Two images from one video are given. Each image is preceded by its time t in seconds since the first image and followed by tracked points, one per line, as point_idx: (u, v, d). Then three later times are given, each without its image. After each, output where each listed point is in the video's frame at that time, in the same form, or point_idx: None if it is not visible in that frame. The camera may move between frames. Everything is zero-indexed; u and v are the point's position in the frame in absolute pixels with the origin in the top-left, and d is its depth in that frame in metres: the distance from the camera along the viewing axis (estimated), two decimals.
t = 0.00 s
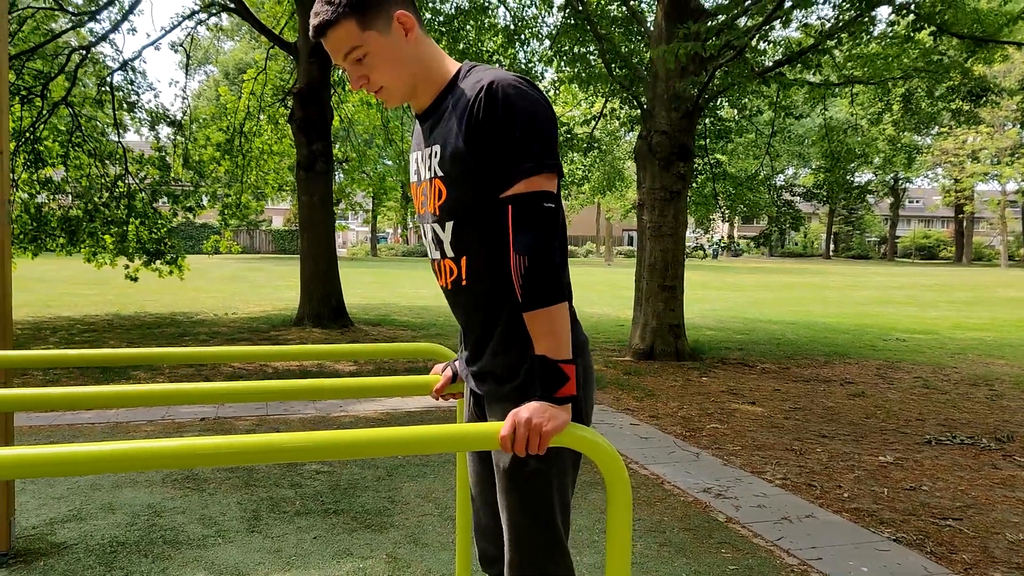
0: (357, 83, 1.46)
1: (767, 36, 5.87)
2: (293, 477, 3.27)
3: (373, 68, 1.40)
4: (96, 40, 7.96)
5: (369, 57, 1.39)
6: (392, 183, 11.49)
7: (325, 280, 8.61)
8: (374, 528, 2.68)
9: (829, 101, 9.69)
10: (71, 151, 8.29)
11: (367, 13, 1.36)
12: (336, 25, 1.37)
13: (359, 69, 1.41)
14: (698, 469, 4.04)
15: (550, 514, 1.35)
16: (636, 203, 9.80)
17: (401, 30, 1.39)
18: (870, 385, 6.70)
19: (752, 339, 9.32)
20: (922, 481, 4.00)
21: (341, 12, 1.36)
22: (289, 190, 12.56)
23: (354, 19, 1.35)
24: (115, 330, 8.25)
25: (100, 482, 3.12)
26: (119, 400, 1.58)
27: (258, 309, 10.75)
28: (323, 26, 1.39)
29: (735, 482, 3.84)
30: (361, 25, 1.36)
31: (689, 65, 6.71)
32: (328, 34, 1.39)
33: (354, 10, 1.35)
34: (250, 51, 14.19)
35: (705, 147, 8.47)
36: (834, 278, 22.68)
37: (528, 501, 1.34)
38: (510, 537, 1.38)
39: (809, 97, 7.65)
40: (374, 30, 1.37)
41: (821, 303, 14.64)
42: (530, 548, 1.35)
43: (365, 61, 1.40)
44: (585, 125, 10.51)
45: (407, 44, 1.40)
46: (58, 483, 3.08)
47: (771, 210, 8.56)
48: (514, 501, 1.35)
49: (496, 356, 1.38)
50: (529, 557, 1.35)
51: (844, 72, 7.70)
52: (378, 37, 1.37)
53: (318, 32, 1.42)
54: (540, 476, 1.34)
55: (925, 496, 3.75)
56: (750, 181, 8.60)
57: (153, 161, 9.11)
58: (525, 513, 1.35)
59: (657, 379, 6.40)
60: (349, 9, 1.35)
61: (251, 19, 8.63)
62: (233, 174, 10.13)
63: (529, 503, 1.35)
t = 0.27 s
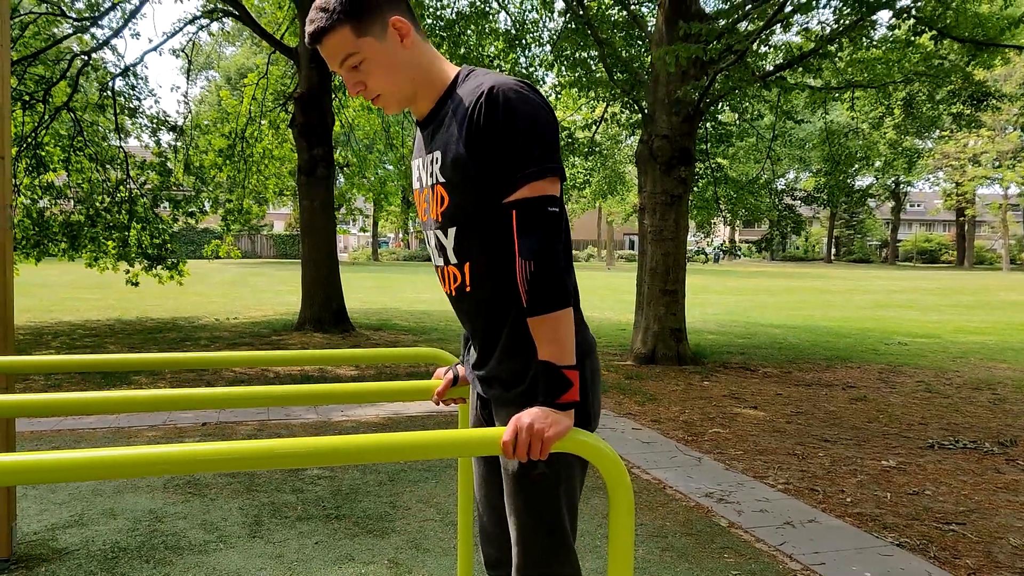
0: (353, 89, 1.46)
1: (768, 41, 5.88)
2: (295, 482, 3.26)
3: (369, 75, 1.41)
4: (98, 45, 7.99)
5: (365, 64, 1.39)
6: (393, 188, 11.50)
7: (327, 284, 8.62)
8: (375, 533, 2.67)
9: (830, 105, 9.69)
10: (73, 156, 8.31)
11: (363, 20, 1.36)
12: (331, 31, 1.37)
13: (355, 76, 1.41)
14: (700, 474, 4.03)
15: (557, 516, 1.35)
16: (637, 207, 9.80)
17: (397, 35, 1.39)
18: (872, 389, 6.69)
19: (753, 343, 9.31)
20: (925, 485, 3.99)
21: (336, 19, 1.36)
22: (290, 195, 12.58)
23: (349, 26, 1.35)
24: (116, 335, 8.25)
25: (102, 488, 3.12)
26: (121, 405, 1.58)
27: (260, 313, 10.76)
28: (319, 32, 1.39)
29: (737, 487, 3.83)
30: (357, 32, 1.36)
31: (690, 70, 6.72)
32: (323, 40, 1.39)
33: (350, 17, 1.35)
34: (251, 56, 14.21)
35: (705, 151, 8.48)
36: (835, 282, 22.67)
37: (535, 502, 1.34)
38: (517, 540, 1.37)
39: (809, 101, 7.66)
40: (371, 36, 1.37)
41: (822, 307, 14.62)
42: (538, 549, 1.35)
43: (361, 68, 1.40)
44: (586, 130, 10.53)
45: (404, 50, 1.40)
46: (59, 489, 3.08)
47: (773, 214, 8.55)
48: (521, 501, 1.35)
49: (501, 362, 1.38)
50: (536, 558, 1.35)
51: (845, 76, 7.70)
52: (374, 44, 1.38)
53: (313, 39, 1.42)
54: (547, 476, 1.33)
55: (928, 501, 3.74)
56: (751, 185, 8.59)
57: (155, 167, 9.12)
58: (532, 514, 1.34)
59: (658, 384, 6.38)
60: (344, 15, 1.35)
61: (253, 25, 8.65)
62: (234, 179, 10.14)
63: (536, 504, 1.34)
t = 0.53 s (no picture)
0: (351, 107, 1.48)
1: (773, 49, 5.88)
2: (300, 489, 3.26)
3: (366, 91, 1.42)
4: (107, 53, 8.05)
5: (361, 80, 1.41)
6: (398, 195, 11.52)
7: (332, 291, 8.63)
8: (380, 541, 2.66)
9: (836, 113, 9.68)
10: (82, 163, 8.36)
11: (358, 37, 1.38)
12: (327, 49, 1.39)
13: (351, 92, 1.43)
14: (706, 483, 4.01)
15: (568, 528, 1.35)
16: (642, 215, 9.79)
17: (392, 50, 1.40)
18: (880, 398, 6.65)
19: (759, 351, 9.27)
20: (933, 495, 3.96)
21: (331, 37, 1.38)
22: (296, 202, 12.62)
23: (344, 43, 1.37)
24: (122, 341, 8.27)
25: (108, 493, 3.12)
26: (127, 413, 1.58)
27: (266, 320, 10.78)
28: (315, 51, 1.41)
29: (744, 496, 3.81)
30: (352, 49, 1.38)
31: (696, 77, 6.73)
32: (319, 59, 1.41)
33: (345, 34, 1.37)
34: (259, 64, 14.30)
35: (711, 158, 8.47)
36: (841, 290, 22.58)
37: (545, 515, 1.34)
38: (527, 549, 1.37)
39: (815, 109, 7.65)
40: (366, 53, 1.39)
41: (829, 315, 14.56)
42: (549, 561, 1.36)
43: (356, 84, 1.41)
44: (592, 137, 10.55)
45: (400, 65, 1.42)
46: (66, 495, 3.08)
47: (779, 221, 8.53)
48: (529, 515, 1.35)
49: (507, 373, 1.37)
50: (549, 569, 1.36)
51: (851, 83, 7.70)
52: (370, 60, 1.39)
53: (310, 58, 1.44)
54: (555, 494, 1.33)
55: (937, 511, 3.71)
56: (757, 193, 8.56)
57: (162, 173, 9.16)
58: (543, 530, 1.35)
59: (664, 392, 6.36)
60: (339, 33, 1.37)
61: (260, 33, 8.71)
62: (241, 186, 10.19)
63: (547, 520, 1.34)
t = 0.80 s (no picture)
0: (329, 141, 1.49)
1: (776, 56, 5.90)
2: (303, 496, 3.25)
3: (340, 123, 1.43)
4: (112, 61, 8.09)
5: (334, 113, 1.42)
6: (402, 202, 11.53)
7: (336, 298, 8.64)
8: (383, 548, 2.66)
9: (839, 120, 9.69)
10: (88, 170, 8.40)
11: (327, 70, 1.39)
12: (298, 86, 1.40)
13: (326, 126, 1.44)
14: (710, 490, 4.00)
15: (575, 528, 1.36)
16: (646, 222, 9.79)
17: (362, 80, 1.41)
18: (884, 405, 6.62)
19: (763, 358, 9.25)
20: (938, 503, 3.94)
21: (300, 74, 1.39)
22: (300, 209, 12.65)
23: (314, 78, 1.38)
24: (126, 348, 8.29)
25: (111, 500, 3.12)
26: (130, 419, 1.58)
27: (269, 327, 10.80)
28: (287, 89, 1.42)
29: (748, 503, 3.79)
30: (322, 83, 1.39)
31: (699, 84, 6.75)
32: (291, 96, 1.42)
33: (314, 69, 1.38)
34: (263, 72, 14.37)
35: (715, 165, 8.48)
36: (845, 297, 22.54)
37: (551, 515, 1.35)
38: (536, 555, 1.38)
39: (819, 116, 7.67)
40: (337, 86, 1.40)
41: (832, 322, 14.53)
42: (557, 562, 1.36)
43: (330, 118, 1.42)
44: (595, 144, 10.56)
45: (373, 94, 1.42)
46: (69, 502, 3.08)
47: (782, 228, 8.53)
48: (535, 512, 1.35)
49: (515, 383, 1.38)
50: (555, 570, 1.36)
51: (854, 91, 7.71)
52: (341, 92, 1.40)
53: (283, 95, 1.45)
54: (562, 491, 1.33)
55: (941, 519, 3.69)
56: (760, 200, 8.55)
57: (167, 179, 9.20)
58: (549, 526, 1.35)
59: (668, 399, 6.35)
60: (308, 70, 1.39)
61: (265, 41, 8.76)
62: (244, 192, 10.22)
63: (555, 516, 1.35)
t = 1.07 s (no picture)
0: (319, 161, 1.48)
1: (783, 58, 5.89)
2: (311, 499, 3.25)
3: (332, 143, 1.43)
4: (120, 67, 8.14)
5: (324, 133, 1.42)
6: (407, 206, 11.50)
7: (343, 301, 8.66)
8: (390, 551, 2.66)
9: (846, 122, 9.66)
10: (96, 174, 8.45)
11: (316, 89, 1.39)
12: (289, 106, 1.39)
13: (317, 146, 1.43)
14: (717, 493, 3.98)
15: (589, 529, 1.35)
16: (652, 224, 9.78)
17: (353, 98, 1.42)
18: (892, 408, 6.59)
19: (770, 360, 9.21)
20: (947, 506, 3.91)
21: (289, 94, 1.38)
22: (307, 212, 12.69)
23: (303, 98, 1.38)
24: (134, 351, 8.32)
25: (119, 503, 3.13)
26: (138, 423, 1.59)
27: (276, 330, 10.83)
28: (276, 110, 1.41)
29: (756, 506, 3.78)
30: (312, 103, 1.39)
31: (705, 87, 6.74)
32: (280, 116, 1.42)
33: (302, 89, 1.38)
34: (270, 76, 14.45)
35: (721, 168, 8.47)
36: (852, 299, 22.45)
37: (561, 516, 1.35)
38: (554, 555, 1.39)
39: (825, 117, 7.65)
40: (327, 105, 1.40)
41: (839, 324, 14.47)
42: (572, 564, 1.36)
43: (321, 137, 1.42)
44: (601, 147, 10.56)
45: (363, 112, 1.43)
46: (78, 505, 3.09)
47: (789, 231, 8.50)
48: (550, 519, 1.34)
49: (517, 388, 1.38)
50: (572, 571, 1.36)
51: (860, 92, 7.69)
52: (332, 111, 1.40)
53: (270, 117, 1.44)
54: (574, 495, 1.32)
55: (951, 522, 3.67)
56: (767, 203, 8.52)
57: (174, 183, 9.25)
58: (563, 530, 1.35)
59: (674, 402, 6.33)
60: (299, 89, 1.38)
61: (272, 45, 8.80)
62: (251, 196, 10.26)
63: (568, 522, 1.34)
